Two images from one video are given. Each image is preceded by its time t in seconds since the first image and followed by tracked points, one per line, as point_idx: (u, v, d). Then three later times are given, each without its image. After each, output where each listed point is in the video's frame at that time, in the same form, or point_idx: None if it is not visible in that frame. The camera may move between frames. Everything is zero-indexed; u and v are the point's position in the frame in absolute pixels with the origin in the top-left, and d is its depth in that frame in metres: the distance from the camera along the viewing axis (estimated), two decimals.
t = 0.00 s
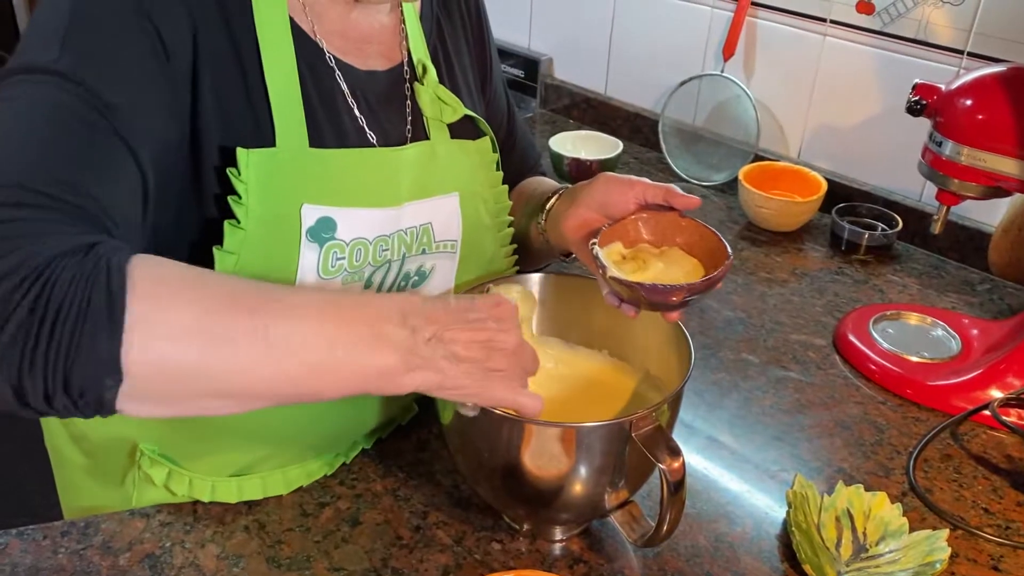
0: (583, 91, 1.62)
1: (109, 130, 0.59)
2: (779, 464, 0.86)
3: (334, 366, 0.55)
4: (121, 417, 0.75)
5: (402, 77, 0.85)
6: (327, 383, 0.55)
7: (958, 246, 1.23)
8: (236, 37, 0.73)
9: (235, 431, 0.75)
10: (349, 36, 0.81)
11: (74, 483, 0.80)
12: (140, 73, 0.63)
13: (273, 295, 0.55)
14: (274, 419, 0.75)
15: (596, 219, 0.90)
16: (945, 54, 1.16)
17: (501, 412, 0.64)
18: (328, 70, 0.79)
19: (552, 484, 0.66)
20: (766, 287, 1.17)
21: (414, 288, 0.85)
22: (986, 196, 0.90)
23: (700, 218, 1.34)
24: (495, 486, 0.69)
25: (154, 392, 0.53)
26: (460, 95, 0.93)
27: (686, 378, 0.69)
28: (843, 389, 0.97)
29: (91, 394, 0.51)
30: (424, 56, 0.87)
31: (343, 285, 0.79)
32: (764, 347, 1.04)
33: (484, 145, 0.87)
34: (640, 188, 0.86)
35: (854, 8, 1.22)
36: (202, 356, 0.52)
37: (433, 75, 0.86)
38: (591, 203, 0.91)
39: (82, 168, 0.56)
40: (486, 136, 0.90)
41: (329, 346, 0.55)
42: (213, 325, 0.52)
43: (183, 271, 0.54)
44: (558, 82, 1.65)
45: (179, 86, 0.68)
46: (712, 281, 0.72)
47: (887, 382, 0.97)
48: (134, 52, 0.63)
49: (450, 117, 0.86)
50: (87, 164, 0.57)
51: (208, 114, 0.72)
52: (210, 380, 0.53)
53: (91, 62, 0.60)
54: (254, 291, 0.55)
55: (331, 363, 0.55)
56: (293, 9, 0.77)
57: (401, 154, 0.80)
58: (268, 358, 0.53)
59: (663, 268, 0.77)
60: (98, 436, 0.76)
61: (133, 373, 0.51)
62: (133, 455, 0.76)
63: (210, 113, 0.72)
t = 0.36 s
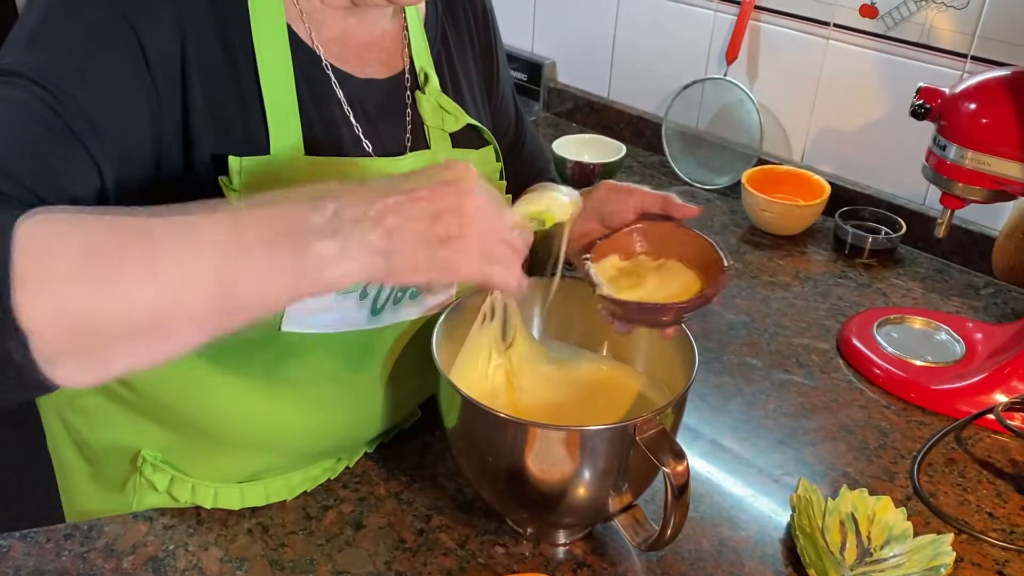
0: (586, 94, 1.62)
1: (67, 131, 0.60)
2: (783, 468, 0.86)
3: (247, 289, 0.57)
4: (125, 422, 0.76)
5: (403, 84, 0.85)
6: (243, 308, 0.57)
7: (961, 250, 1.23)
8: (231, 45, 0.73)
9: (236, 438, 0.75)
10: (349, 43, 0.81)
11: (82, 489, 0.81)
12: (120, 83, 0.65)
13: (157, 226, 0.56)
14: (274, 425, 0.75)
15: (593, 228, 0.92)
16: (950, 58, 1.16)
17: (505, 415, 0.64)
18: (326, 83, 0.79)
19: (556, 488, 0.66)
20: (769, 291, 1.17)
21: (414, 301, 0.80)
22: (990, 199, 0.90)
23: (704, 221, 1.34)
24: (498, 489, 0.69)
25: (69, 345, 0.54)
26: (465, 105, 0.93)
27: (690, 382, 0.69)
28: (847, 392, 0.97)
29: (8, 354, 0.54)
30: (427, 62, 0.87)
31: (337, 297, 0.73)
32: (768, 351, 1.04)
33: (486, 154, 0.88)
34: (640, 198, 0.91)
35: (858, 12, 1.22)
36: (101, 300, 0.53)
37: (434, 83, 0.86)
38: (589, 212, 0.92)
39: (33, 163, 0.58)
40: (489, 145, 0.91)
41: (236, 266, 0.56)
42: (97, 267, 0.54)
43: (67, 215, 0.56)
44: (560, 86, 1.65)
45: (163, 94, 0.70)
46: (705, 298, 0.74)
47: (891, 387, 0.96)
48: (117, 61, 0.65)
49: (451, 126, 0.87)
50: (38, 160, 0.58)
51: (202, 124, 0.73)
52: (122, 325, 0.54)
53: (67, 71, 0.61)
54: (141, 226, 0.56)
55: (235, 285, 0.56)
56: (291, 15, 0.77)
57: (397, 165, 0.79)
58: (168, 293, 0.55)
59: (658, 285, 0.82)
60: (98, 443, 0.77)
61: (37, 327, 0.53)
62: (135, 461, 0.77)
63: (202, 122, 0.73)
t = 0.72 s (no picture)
0: (587, 97, 1.62)
1: (82, 87, 0.62)
2: (785, 471, 0.85)
3: (293, 200, 0.54)
4: (125, 423, 0.75)
5: (405, 84, 0.85)
6: (292, 212, 0.55)
7: (963, 253, 1.23)
8: (240, 39, 0.74)
9: (239, 439, 0.74)
10: (352, 41, 0.81)
11: (82, 492, 0.81)
12: (135, 56, 0.67)
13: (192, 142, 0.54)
14: (276, 427, 0.75)
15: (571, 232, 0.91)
16: (952, 61, 1.16)
17: (507, 418, 0.64)
18: (333, 81, 0.80)
19: (558, 490, 0.66)
20: (771, 294, 1.16)
21: (415, 300, 0.81)
22: (992, 202, 0.90)
23: (705, 224, 1.34)
24: (500, 492, 0.69)
25: (119, 264, 0.52)
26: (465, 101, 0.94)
27: (692, 384, 0.69)
28: (849, 395, 0.97)
29: (57, 275, 0.52)
30: (430, 64, 0.87)
31: (340, 297, 0.74)
32: (770, 354, 1.04)
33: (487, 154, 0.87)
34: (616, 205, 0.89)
35: (859, 15, 1.22)
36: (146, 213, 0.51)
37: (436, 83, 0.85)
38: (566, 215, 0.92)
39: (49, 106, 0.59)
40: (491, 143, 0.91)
41: (281, 174, 0.54)
42: (139, 177, 0.52)
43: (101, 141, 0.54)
44: (562, 89, 1.65)
45: (172, 78, 0.71)
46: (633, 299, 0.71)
47: (893, 390, 0.96)
48: (133, 37, 0.66)
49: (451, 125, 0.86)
50: (52, 104, 0.59)
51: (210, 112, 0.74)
52: (173, 240, 0.52)
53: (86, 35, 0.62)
54: (177, 146, 0.54)
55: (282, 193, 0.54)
56: (297, 13, 0.78)
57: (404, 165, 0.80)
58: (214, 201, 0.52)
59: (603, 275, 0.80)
60: (97, 445, 0.76)
61: (86, 241, 0.51)
62: (136, 464, 0.76)
63: (210, 110, 0.74)
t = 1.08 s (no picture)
0: (588, 100, 1.63)
1: (96, 53, 0.61)
2: (787, 474, 0.86)
3: (310, 194, 0.54)
4: (129, 424, 0.76)
5: (410, 86, 0.86)
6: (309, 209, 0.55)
7: (964, 256, 1.23)
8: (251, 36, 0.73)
9: (240, 440, 0.75)
10: (359, 42, 0.82)
11: (84, 497, 0.82)
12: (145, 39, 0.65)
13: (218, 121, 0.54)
14: (276, 429, 0.75)
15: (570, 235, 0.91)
16: (953, 65, 1.16)
17: (509, 420, 0.64)
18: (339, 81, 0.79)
19: (560, 493, 0.66)
20: (771, 297, 1.17)
21: (418, 300, 0.82)
22: (993, 206, 0.90)
23: (706, 227, 1.34)
24: (502, 495, 0.69)
25: (122, 229, 0.50)
26: (468, 104, 0.94)
27: (694, 387, 0.69)
28: (850, 399, 0.97)
29: (56, 226, 0.49)
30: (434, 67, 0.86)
31: (346, 295, 0.74)
32: (771, 357, 1.04)
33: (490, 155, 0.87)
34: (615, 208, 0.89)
35: (860, 19, 1.22)
36: (163, 183, 0.50)
37: (440, 85, 0.85)
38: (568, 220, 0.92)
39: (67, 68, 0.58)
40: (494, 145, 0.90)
41: (300, 168, 0.54)
42: (160, 144, 0.51)
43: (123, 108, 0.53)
44: (563, 92, 1.66)
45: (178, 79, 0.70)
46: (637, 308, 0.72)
47: (894, 393, 0.96)
48: (144, 22, 0.65)
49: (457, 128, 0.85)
50: (71, 65, 0.59)
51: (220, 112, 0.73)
52: (184, 215, 0.51)
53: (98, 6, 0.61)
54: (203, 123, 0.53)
55: (303, 185, 0.54)
56: (305, 14, 0.77)
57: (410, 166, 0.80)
58: (234, 182, 0.52)
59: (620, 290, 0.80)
60: (101, 447, 0.78)
61: (94, 196, 0.49)
62: (139, 465, 0.77)
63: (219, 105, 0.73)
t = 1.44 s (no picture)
0: (588, 103, 1.63)
1: (85, 81, 0.60)
2: (786, 476, 0.85)
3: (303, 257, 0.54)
4: (129, 424, 0.77)
5: (410, 87, 0.86)
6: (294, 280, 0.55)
7: (964, 258, 1.23)
8: (251, 47, 0.73)
9: (239, 441, 0.75)
10: (358, 43, 0.82)
11: (85, 498, 0.82)
12: (141, 60, 0.65)
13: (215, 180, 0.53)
14: (277, 430, 0.75)
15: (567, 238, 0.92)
16: (952, 66, 1.16)
17: (508, 421, 0.64)
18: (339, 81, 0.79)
19: (559, 495, 0.66)
20: (771, 298, 1.17)
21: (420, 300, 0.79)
22: (993, 207, 0.90)
23: (706, 229, 1.34)
24: (502, 497, 0.69)
25: (96, 295, 0.51)
26: (468, 105, 0.94)
27: (694, 388, 0.69)
28: (850, 400, 0.97)
29: (27, 291, 0.49)
30: (435, 69, 0.87)
31: (345, 300, 0.73)
32: (771, 359, 1.04)
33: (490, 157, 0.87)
34: (618, 209, 0.88)
35: (859, 21, 1.22)
36: (148, 253, 0.50)
37: (441, 87, 0.85)
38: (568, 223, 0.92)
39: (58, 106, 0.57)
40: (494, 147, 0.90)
41: (288, 241, 0.54)
42: (148, 211, 0.51)
43: (115, 162, 0.52)
44: (562, 94, 1.66)
45: (175, 89, 0.69)
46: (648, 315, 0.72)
47: (893, 394, 0.96)
48: (137, 40, 0.64)
49: (458, 129, 0.86)
50: (60, 87, 0.57)
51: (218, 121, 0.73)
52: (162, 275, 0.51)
53: (85, 28, 0.60)
54: (201, 184, 0.53)
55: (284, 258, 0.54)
56: (305, 17, 0.78)
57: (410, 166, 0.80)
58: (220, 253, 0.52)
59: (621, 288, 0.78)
60: (102, 448, 0.77)
61: (68, 264, 0.49)
62: (139, 465, 0.77)
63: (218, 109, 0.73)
